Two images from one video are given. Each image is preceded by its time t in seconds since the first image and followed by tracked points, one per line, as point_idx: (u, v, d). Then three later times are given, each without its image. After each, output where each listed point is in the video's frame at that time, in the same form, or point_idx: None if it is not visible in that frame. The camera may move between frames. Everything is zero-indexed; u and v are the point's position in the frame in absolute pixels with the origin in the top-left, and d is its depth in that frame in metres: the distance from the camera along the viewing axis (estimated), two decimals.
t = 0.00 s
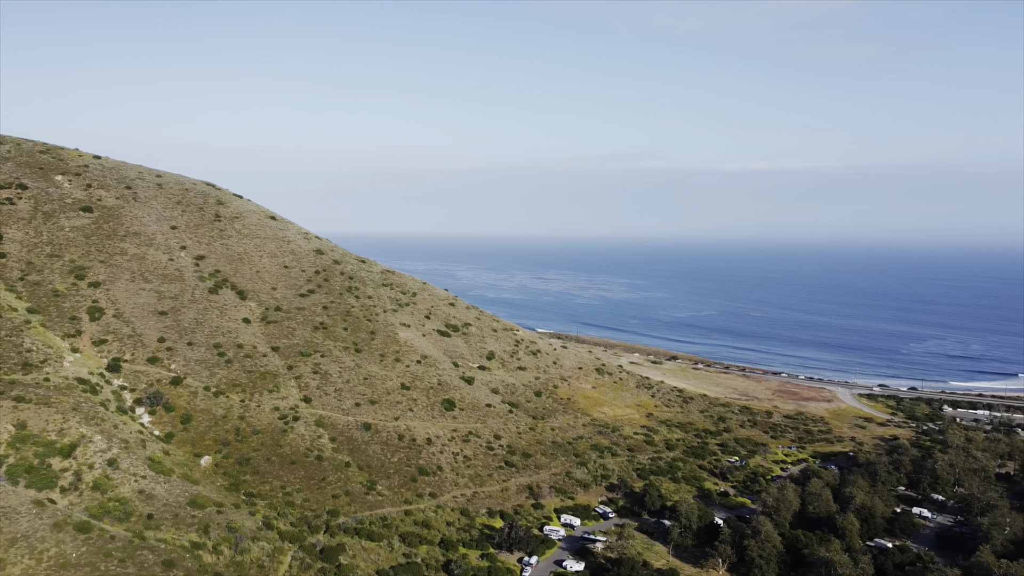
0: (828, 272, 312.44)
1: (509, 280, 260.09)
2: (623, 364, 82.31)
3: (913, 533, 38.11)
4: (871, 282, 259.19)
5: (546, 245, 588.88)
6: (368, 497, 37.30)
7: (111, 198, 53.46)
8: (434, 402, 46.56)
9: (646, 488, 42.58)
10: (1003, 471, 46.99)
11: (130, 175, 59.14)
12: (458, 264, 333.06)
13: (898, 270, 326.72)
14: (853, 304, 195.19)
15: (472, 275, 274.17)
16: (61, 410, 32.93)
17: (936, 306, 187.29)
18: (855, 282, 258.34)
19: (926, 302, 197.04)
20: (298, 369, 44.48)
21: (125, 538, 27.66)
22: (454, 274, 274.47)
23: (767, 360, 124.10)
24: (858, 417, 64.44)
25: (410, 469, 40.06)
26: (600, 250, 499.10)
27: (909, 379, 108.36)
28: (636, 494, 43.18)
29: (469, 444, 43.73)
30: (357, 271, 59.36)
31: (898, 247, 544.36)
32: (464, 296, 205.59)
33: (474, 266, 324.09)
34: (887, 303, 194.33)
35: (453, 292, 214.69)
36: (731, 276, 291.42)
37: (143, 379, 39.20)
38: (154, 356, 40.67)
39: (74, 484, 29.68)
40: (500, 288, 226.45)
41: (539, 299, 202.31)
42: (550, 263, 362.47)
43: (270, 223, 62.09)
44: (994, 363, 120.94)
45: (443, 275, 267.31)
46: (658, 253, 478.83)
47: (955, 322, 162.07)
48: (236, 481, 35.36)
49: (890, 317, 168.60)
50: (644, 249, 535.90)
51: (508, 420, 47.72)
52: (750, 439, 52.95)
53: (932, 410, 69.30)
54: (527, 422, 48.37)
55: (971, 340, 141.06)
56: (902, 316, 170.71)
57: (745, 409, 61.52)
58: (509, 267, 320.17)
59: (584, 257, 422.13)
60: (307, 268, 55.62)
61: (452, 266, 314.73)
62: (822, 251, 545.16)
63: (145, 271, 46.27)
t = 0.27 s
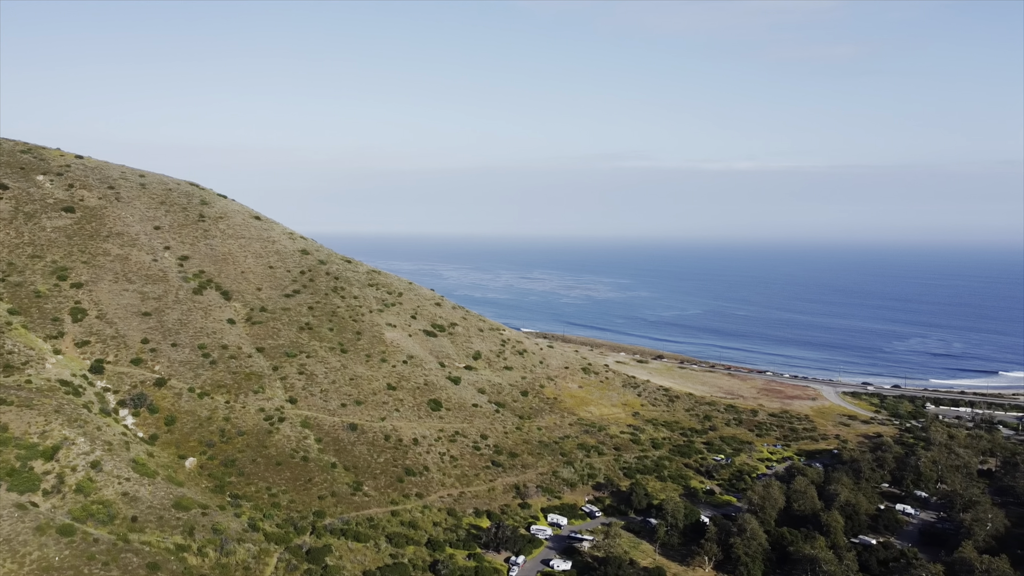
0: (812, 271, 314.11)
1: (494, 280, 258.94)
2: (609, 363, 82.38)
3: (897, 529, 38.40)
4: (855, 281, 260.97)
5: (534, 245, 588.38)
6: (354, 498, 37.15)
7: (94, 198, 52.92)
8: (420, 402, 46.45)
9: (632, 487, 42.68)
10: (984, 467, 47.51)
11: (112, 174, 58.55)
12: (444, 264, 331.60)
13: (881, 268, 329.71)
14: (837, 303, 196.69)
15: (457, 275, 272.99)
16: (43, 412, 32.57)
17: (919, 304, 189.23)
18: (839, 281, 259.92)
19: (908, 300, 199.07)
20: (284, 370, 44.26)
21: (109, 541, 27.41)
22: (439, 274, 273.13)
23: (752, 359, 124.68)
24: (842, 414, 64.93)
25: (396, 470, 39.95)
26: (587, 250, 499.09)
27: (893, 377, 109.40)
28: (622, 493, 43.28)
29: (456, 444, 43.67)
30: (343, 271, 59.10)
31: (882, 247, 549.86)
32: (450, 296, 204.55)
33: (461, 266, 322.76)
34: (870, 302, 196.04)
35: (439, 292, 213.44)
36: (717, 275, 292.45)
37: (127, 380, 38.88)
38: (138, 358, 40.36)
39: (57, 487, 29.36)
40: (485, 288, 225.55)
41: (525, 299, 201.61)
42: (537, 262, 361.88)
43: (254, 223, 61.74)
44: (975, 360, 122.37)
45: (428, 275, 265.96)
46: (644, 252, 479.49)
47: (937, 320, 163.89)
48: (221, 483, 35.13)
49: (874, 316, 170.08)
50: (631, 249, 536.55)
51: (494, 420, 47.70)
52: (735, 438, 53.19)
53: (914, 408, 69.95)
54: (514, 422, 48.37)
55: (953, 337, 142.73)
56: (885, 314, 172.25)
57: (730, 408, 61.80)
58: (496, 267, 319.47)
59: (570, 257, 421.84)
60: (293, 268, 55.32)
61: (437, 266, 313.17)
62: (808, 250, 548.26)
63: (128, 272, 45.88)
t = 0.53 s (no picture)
0: (798, 270, 315.96)
1: (481, 279, 258.11)
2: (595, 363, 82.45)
3: (880, 526, 38.70)
4: (840, 280, 262.69)
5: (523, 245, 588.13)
6: (340, 499, 36.99)
7: (76, 198, 52.38)
8: (406, 402, 46.33)
9: (618, 486, 42.76)
10: (966, 464, 47.97)
11: (95, 174, 57.94)
12: (431, 264, 330.43)
13: (866, 268, 331.77)
14: (823, 302, 198.05)
15: (444, 275, 272.09)
16: (24, 414, 32.21)
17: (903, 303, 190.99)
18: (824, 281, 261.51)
19: (892, 299, 200.88)
20: (269, 371, 44.03)
21: (92, 544, 27.16)
22: (426, 274, 272.13)
23: (737, 358, 125.16)
24: (826, 412, 65.38)
25: (382, 470, 39.84)
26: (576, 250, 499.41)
27: (876, 375, 110.48)
28: (608, 492, 43.37)
29: (442, 444, 43.59)
30: (328, 271, 58.83)
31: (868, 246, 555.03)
32: (436, 296, 203.74)
33: (448, 266, 321.66)
34: (854, 301, 197.60)
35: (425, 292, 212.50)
36: (704, 275, 293.59)
37: (110, 382, 38.54)
38: (121, 359, 40.02)
39: (39, 489, 29.04)
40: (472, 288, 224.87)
41: (511, 299, 201.12)
42: (524, 262, 361.58)
43: (238, 223, 61.32)
44: (957, 358, 123.67)
45: (414, 275, 264.76)
46: (632, 252, 480.40)
47: (920, 318, 165.53)
48: (206, 485, 34.89)
49: (858, 315, 171.48)
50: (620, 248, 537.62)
51: (481, 420, 47.66)
52: (720, 436, 53.42)
53: (897, 406, 70.55)
54: (500, 422, 48.37)
55: (936, 335, 144.24)
56: (869, 313, 173.70)
57: (716, 407, 62.07)
58: (483, 267, 318.69)
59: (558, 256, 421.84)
60: (277, 268, 55.02)
61: (425, 266, 311.86)
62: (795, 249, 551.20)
63: (111, 272, 45.49)
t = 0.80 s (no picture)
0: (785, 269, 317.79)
1: (467, 279, 257.42)
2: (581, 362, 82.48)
3: (864, 523, 39.00)
4: (824, 279, 264.37)
5: (512, 245, 587.94)
6: (325, 500, 36.83)
7: (57, 198, 51.81)
8: (392, 402, 46.21)
9: (604, 485, 42.85)
10: (948, 461, 48.45)
11: (76, 173, 57.34)
12: (417, 264, 329.38)
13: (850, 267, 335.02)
14: (808, 301, 199.41)
15: (430, 275, 271.32)
16: (5, 416, 31.84)
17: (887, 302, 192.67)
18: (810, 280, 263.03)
19: (876, 297, 202.61)
20: (253, 371, 43.78)
21: (75, 547, 26.90)
22: (412, 274, 271.15)
23: (722, 357, 125.66)
24: (811, 411, 65.81)
25: (368, 471, 39.72)
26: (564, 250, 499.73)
27: (860, 373, 111.50)
28: (594, 491, 43.45)
29: (428, 444, 43.51)
30: (313, 271, 58.54)
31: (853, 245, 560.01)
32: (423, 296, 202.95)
33: (434, 266, 320.72)
34: (839, 299, 199.15)
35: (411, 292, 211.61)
36: (691, 274, 294.64)
37: (92, 383, 38.19)
38: (104, 360, 39.68)
39: (20, 492, 28.70)
40: (458, 288, 224.14)
41: (497, 299, 200.76)
42: (512, 262, 361.27)
43: (222, 222, 60.96)
44: (940, 356, 125.04)
45: (400, 275, 263.73)
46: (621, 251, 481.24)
47: (904, 316, 167.20)
48: (190, 486, 34.65)
49: (843, 313, 172.80)
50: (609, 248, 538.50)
51: (467, 420, 47.61)
52: (706, 435, 53.66)
53: (880, 404, 71.15)
54: (486, 421, 48.35)
55: (919, 333, 145.72)
56: (854, 312, 175.15)
57: (701, 406, 62.34)
58: (469, 267, 318.16)
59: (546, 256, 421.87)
60: (262, 268, 54.72)
61: (410, 266, 310.71)
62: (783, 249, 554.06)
63: (93, 273, 45.10)
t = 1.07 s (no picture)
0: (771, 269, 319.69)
1: (453, 280, 256.84)
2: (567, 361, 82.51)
3: (847, 521, 39.27)
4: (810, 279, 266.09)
5: (501, 245, 587.50)
6: (311, 501, 36.65)
7: (38, 198, 51.27)
8: (377, 402, 46.08)
9: (590, 484, 42.93)
10: (930, 458, 48.90)
11: (57, 173, 56.70)
12: (403, 264, 328.24)
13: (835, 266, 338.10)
14: (794, 300, 200.78)
15: (416, 275, 270.49)
16: None
17: (871, 301, 194.37)
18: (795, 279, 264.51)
19: (860, 296, 204.46)
20: (238, 372, 43.52)
21: (57, 550, 26.62)
22: (397, 274, 270.21)
23: (708, 356, 126.07)
24: (795, 409, 66.25)
25: (354, 471, 39.57)
26: (554, 251, 499.59)
27: (844, 372, 112.45)
28: (580, 490, 43.51)
29: (414, 444, 43.42)
30: (298, 271, 58.23)
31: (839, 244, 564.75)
32: (409, 296, 202.08)
33: (420, 266, 319.86)
34: (825, 298, 200.66)
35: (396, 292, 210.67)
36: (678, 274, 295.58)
37: (74, 385, 37.84)
38: (86, 361, 39.33)
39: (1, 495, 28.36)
40: (443, 289, 223.32)
41: (483, 299, 200.39)
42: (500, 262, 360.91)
43: (206, 222, 60.55)
44: (923, 354, 126.43)
45: (385, 275, 262.65)
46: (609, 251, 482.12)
47: (888, 315, 168.82)
48: (174, 488, 34.40)
49: (828, 312, 174.12)
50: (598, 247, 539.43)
51: (453, 420, 47.56)
52: (691, 434, 53.86)
53: (863, 402, 71.74)
54: (472, 421, 48.31)
55: (903, 332, 147.20)
56: (839, 311, 176.52)
57: (686, 405, 62.56)
58: (455, 267, 317.64)
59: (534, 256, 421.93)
60: (247, 268, 54.37)
61: (396, 266, 309.65)
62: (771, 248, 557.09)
63: (75, 273, 44.69)
